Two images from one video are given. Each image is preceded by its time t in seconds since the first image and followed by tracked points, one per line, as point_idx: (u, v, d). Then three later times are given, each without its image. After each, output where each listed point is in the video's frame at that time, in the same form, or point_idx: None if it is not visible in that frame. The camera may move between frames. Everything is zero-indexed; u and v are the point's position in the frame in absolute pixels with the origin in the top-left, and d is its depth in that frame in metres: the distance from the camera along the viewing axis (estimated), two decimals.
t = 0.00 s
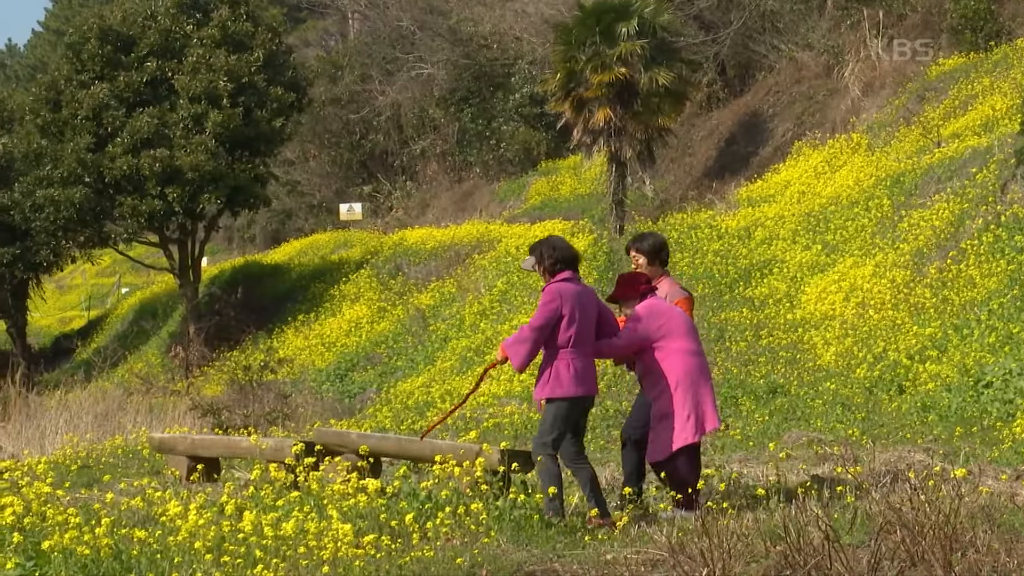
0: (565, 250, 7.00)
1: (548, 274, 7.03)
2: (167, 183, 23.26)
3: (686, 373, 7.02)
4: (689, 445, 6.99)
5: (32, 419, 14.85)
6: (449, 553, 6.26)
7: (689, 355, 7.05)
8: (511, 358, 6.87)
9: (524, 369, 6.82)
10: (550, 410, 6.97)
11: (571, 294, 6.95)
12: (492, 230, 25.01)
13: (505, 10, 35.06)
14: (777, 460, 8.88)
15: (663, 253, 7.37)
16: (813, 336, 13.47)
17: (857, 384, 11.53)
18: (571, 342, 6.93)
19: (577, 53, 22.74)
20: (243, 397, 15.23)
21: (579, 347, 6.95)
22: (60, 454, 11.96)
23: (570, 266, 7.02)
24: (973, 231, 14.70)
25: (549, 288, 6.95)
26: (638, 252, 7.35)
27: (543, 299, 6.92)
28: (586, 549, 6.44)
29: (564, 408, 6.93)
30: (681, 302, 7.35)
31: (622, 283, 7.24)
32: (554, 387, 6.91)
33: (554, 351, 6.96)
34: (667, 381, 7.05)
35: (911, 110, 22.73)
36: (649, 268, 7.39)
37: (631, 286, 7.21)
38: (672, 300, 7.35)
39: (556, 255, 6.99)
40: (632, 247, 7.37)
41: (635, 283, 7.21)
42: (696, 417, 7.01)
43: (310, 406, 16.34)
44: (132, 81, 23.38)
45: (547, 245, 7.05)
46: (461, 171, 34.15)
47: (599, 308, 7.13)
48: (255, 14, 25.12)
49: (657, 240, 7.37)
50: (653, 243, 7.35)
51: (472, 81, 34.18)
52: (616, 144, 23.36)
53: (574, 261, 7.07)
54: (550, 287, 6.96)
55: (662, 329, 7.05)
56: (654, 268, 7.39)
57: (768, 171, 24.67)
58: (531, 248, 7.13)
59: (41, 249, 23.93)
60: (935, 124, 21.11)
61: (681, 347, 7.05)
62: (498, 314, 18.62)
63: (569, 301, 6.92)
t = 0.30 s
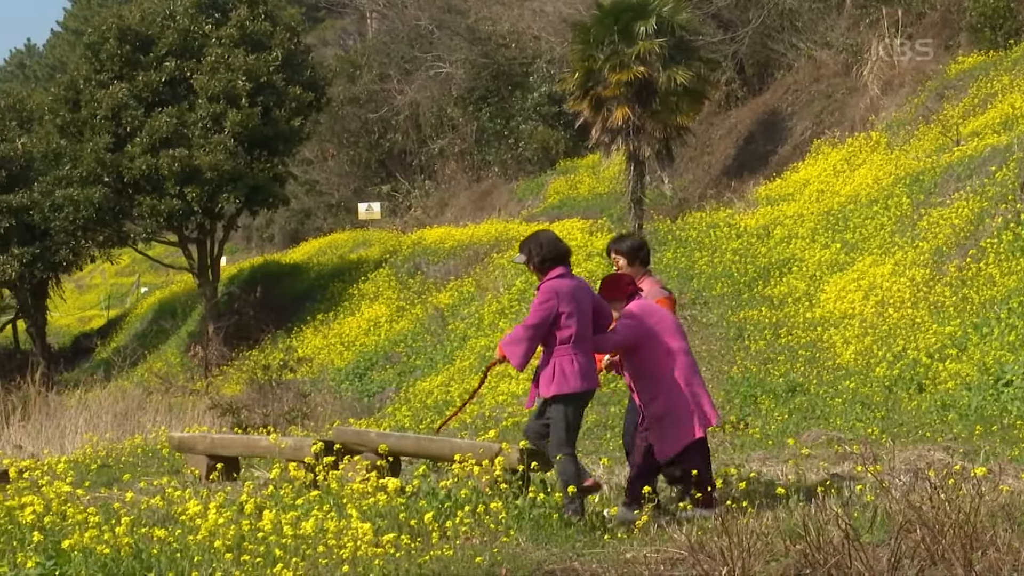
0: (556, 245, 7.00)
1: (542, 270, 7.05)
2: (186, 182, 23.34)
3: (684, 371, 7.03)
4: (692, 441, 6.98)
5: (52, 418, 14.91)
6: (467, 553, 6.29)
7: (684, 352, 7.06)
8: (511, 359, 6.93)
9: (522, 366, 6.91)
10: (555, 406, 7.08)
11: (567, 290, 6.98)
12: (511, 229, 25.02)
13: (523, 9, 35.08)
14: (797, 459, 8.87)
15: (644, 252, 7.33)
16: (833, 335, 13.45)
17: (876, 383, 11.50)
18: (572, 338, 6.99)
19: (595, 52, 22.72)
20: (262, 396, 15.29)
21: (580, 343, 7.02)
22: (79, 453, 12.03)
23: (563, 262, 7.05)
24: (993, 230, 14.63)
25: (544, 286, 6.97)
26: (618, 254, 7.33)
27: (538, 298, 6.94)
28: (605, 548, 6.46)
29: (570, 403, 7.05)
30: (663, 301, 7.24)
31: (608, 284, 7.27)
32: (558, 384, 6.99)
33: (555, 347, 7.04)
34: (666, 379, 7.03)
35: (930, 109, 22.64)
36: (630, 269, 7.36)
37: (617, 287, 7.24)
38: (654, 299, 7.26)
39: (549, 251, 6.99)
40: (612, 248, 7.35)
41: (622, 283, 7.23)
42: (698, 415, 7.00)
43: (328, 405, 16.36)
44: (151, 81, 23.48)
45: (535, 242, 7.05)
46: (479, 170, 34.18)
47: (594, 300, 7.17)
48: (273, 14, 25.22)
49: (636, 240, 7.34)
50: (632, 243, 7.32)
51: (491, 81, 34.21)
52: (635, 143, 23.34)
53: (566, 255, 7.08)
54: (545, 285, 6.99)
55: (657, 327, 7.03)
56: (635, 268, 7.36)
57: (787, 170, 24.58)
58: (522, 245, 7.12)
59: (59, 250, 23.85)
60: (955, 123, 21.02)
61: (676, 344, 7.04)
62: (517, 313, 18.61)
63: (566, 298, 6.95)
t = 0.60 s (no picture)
0: (554, 245, 6.95)
1: (539, 271, 6.98)
2: (209, 181, 23.46)
3: (672, 375, 7.01)
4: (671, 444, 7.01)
5: (76, 417, 15.01)
6: (491, 551, 6.31)
7: (674, 357, 7.03)
8: (513, 362, 6.86)
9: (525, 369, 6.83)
10: (560, 409, 7.00)
11: (566, 291, 6.92)
12: (533, 228, 25.02)
13: (545, 7, 35.13)
14: (821, 456, 8.85)
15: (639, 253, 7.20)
16: (856, 332, 13.41)
17: (899, 380, 11.47)
18: (573, 339, 6.91)
19: (618, 49, 22.73)
20: (286, 395, 15.37)
21: (581, 344, 6.93)
22: (104, 453, 12.12)
23: (560, 263, 6.99)
24: (1017, 226, 14.52)
25: (543, 287, 6.91)
26: (612, 256, 7.20)
27: (538, 300, 6.88)
28: (629, 546, 6.48)
29: (573, 405, 6.97)
30: (660, 301, 7.32)
31: (602, 283, 7.17)
32: (561, 385, 6.92)
33: (555, 348, 6.96)
34: (653, 380, 6.99)
35: (954, 105, 22.52)
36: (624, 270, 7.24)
37: (612, 285, 7.14)
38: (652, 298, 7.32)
39: (546, 251, 6.93)
40: (607, 250, 7.22)
41: (617, 281, 7.13)
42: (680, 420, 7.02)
43: (351, 404, 16.40)
44: (174, 80, 23.63)
45: (530, 244, 6.99)
46: (501, 168, 34.19)
47: (592, 301, 7.09)
48: (295, 13, 25.33)
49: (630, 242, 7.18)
50: (625, 244, 7.17)
51: (513, 78, 34.26)
52: (658, 140, 23.31)
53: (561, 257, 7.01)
54: (544, 287, 6.92)
55: (653, 329, 6.98)
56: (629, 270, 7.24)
57: (810, 167, 24.47)
58: (518, 248, 7.06)
59: (84, 249, 24.21)
60: (978, 118, 20.88)
61: (667, 347, 7.01)
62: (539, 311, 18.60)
63: (565, 298, 6.89)
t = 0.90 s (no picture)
0: (543, 243, 7.26)
1: (528, 269, 7.27)
2: (235, 177, 23.60)
3: (660, 378, 6.99)
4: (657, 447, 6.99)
5: (103, 411, 15.13)
6: (518, 546, 6.33)
7: (664, 360, 7.01)
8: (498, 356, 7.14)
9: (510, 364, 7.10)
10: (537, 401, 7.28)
11: (551, 288, 7.18)
12: (559, 223, 25.03)
13: (572, 2, 35.39)
14: (848, 451, 8.83)
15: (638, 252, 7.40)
16: (883, 327, 13.36)
17: (927, 374, 11.43)
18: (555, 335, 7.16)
19: (644, 45, 22.70)
20: (312, 390, 15.47)
21: (563, 341, 7.17)
22: (131, 447, 12.23)
23: (547, 260, 7.28)
24: None
25: (529, 283, 7.20)
26: (613, 254, 7.38)
27: (523, 296, 7.16)
28: (656, 541, 6.50)
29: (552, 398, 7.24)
30: (660, 298, 7.54)
31: (601, 276, 7.20)
32: (540, 380, 7.17)
33: (538, 345, 7.22)
34: (640, 383, 7.01)
35: (982, 99, 22.37)
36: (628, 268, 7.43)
37: (609, 279, 7.18)
38: (652, 295, 7.55)
39: (533, 250, 7.25)
40: (607, 249, 7.42)
41: (613, 277, 7.18)
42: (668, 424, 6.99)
43: (377, 398, 16.43)
44: (200, 76, 23.80)
45: (520, 242, 7.31)
46: (527, 163, 34.20)
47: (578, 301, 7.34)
48: (321, 9, 25.44)
49: (630, 241, 7.41)
50: (626, 243, 7.40)
51: (539, 74, 34.39)
52: (684, 135, 23.30)
53: (550, 255, 7.35)
54: (530, 284, 7.19)
55: (638, 330, 7.01)
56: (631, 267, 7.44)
57: (837, 162, 24.34)
58: (509, 246, 7.36)
59: (111, 244, 23.94)
60: (1007, 112, 20.73)
61: (657, 350, 7.00)
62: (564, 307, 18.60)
63: (549, 295, 7.15)
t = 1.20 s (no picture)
0: (540, 238, 7.30)
1: (526, 262, 7.32)
2: (265, 174, 23.73)
3: (659, 373, 7.16)
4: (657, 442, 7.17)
5: (134, 408, 15.26)
6: (549, 542, 6.38)
7: (663, 355, 7.17)
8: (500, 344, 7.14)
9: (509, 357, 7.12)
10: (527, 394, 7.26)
11: (549, 282, 7.23)
12: (587, 219, 25.03)
13: None
14: (877, 448, 8.81)
15: (649, 248, 7.47)
16: (913, 323, 13.29)
17: (958, 371, 11.37)
18: (552, 327, 7.20)
19: (673, 40, 22.64)
20: (341, 386, 15.57)
21: (560, 334, 7.22)
22: (162, 444, 12.35)
23: (545, 255, 7.32)
24: None
25: (527, 276, 7.23)
26: (624, 252, 7.52)
27: (520, 288, 7.20)
28: (686, 537, 6.54)
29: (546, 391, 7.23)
30: (671, 295, 7.58)
31: (601, 277, 7.41)
32: (534, 371, 7.18)
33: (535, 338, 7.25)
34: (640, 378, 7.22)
35: (1015, 92, 22.19)
36: (640, 267, 7.56)
37: (609, 278, 7.38)
38: (662, 292, 7.60)
39: (531, 243, 7.29)
40: (620, 246, 7.53)
41: (613, 276, 7.37)
42: (667, 419, 7.13)
43: (407, 395, 16.50)
44: (230, 73, 23.95)
45: (519, 235, 7.34)
46: (556, 160, 34.20)
47: (576, 296, 7.38)
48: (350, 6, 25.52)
49: (640, 237, 7.45)
50: (637, 239, 7.45)
51: (568, 70, 34.35)
52: (713, 132, 23.26)
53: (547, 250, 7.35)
54: (528, 276, 7.24)
55: (637, 327, 7.20)
56: (643, 266, 7.54)
57: (868, 158, 24.21)
58: (508, 239, 7.42)
59: (142, 241, 24.18)
60: None
61: (655, 346, 7.18)
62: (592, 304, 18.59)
63: (547, 287, 7.20)
